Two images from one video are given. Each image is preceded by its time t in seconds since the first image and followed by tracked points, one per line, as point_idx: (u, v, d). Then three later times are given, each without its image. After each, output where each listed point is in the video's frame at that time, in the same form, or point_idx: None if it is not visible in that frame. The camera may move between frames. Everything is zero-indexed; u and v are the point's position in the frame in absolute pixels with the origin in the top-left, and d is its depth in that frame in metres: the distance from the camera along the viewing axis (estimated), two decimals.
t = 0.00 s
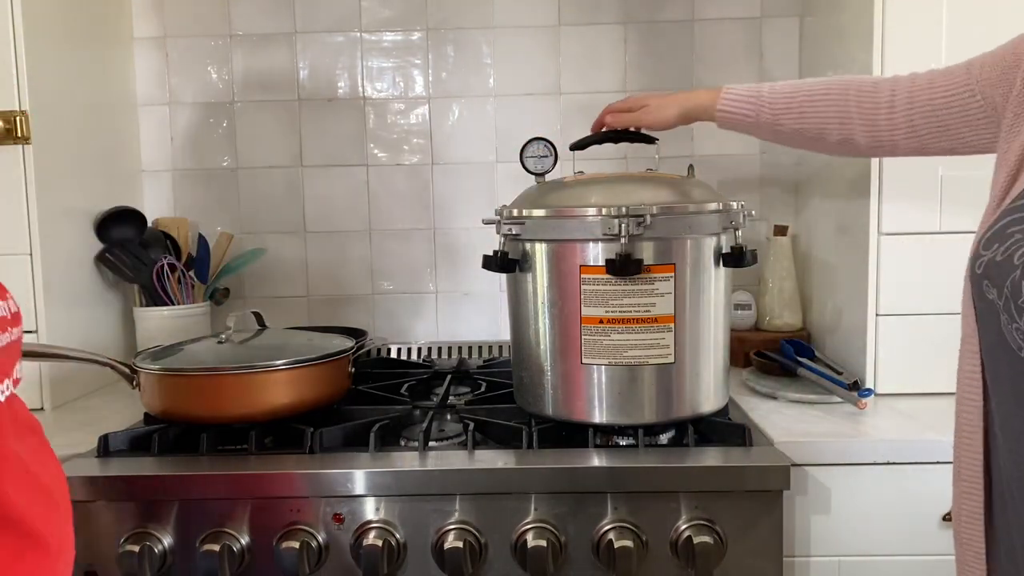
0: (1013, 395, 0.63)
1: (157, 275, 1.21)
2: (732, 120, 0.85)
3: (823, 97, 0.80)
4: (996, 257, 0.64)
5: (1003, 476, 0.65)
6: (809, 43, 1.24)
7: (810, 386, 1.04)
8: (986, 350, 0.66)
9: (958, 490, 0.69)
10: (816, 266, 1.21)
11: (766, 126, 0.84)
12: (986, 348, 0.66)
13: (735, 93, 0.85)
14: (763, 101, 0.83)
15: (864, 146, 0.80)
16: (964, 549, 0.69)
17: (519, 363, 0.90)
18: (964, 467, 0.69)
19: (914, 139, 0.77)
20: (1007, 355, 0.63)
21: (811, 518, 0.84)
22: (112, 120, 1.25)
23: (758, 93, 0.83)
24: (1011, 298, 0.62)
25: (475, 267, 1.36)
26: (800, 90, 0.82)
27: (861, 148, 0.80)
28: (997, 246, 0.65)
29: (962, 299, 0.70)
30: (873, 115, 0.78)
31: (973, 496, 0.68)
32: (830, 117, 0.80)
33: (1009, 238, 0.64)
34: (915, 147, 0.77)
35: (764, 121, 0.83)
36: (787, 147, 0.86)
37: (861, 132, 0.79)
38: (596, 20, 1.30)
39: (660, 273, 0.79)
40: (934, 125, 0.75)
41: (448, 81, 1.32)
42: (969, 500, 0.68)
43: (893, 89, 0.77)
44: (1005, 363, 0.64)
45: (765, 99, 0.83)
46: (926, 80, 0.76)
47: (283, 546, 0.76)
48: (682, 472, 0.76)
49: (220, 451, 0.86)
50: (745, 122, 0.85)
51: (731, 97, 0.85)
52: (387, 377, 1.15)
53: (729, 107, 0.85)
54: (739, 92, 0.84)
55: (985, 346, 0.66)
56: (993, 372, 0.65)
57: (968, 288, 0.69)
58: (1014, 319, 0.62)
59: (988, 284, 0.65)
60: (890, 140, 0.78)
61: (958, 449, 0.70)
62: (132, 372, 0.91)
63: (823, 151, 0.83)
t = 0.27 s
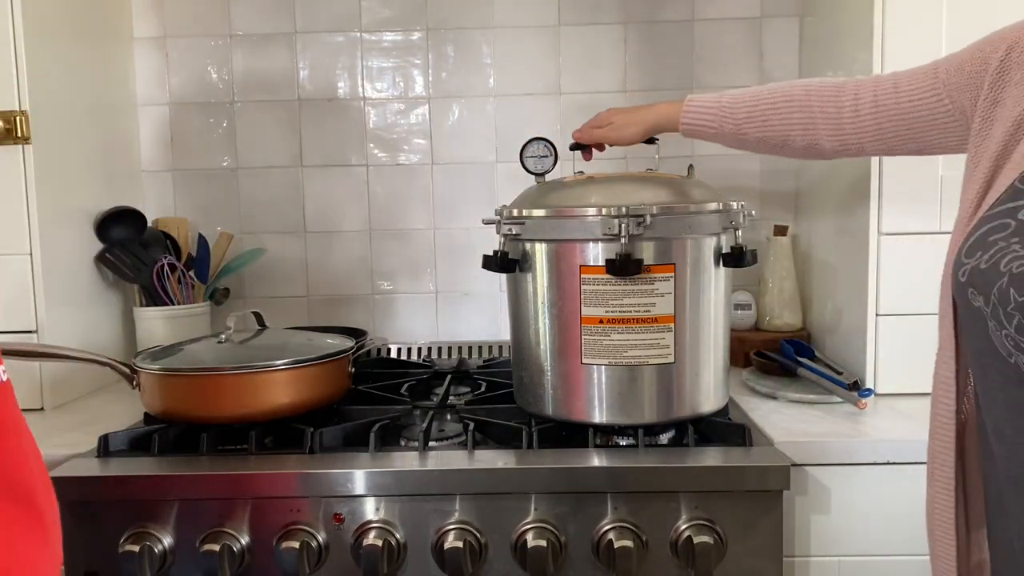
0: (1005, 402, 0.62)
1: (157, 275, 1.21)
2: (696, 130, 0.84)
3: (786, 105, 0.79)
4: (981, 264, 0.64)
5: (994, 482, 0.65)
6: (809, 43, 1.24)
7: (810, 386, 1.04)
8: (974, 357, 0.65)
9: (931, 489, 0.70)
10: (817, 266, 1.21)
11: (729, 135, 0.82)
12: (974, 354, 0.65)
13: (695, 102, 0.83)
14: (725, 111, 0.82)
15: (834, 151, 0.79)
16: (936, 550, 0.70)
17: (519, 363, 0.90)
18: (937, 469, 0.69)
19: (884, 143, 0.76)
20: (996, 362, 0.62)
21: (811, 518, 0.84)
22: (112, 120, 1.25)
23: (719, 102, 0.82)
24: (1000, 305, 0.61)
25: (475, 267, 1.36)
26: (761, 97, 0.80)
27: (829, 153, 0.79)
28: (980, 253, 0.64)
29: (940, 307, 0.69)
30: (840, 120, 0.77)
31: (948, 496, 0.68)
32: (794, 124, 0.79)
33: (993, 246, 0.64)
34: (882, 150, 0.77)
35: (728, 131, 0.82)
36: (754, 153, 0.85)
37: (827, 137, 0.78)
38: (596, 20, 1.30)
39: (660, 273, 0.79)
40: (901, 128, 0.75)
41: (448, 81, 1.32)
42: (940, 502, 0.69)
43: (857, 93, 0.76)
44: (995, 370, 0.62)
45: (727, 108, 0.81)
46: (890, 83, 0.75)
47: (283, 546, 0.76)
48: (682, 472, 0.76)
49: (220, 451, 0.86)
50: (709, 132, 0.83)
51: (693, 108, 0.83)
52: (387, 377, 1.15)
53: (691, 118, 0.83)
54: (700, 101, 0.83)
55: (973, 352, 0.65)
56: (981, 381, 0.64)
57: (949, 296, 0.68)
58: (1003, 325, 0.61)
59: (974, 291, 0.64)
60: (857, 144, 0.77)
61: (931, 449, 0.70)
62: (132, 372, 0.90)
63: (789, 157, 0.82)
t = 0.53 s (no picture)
0: (999, 401, 0.62)
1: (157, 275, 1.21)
2: (696, 135, 0.84)
3: (783, 108, 0.79)
4: (972, 263, 0.63)
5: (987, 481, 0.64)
6: (809, 43, 1.24)
7: (810, 386, 1.04)
8: (966, 356, 0.65)
9: (917, 487, 0.70)
10: (816, 266, 1.21)
11: (729, 139, 0.83)
12: (966, 354, 0.65)
13: (695, 107, 0.84)
14: (722, 115, 0.82)
15: (831, 154, 0.79)
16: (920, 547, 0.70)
17: (519, 363, 0.90)
18: (923, 467, 0.69)
19: (879, 146, 0.76)
20: (989, 361, 0.63)
21: (811, 518, 0.84)
22: (112, 120, 1.25)
23: (716, 107, 0.82)
24: (993, 303, 0.61)
25: (475, 267, 1.36)
26: (758, 102, 0.80)
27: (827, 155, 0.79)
28: (972, 253, 0.64)
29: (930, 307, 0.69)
30: (834, 124, 0.77)
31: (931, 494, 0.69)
32: (790, 128, 0.79)
33: (984, 245, 0.64)
34: (878, 153, 0.77)
35: (726, 135, 0.83)
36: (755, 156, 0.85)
37: (823, 141, 0.78)
38: (595, 20, 1.30)
39: (660, 273, 0.79)
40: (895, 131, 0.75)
41: (447, 81, 1.32)
42: (924, 499, 0.69)
43: (851, 97, 0.76)
44: (988, 369, 0.63)
45: (724, 113, 0.82)
46: (884, 85, 0.75)
47: (282, 546, 0.76)
48: (682, 472, 0.76)
49: (220, 451, 0.86)
50: (708, 137, 0.84)
51: (692, 113, 0.84)
52: (387, 377, 1.15)
53: (691, 123, 0.84)
54: (698, 107, 0.83)
55: (965, 352, 0.65)
56: (974, 380, 0.64)
57: (938, 296, 0.68)
58: (996, 324, 0.61)
59: (966, 290, 0.64)
60: (853, 147, 0.77)
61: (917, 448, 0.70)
62: (132, 372, 0.90)
63: (788, 159, 0.83)
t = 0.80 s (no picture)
0: (998, 401, 0.62)
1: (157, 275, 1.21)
2: (698, 137, 0.84)
3: (784, 110, 0.79)
4: (971, 263, 0.63)
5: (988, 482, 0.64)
6: (809, 43, 1.24)
7: (810, 386, 1.04)
8: (967, 357, 0.65)
9: (932, 492, 0.70)
10: (816, 266, 1.21)
11: (731, 141, 0.83)
12: (967, 355, 0.65)
13: (696, 109, 0.84)
14: (724, 117, 0.82)
15: (833, 155, 0.79)
16: (937, 548, 0.70)
17: (519, 363, 0.90)
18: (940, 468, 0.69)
19: (880, 147, 0.76)
20: (988, 361, 0.63)
21: (811, 518, 0.84)
22: (112, 120, 1.25)
23: (718, 108, 0.82)
24: (992, 303, 0.61)
25: (475, 267, 1.36)
26: (760, 103, 0.80)
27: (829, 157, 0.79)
28: (971, 252, 0.64)
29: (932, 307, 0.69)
30: (835, 125, 0.77)
31: (949, 496, 0.68)
32: (793, 130, 0.79)
33: (982, 245, 0.64)
34: (878, 154, 0.77)
35: (728, 137, 0.82)
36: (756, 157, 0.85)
37: (825, 142, 0.78)
38: (595, 20, 1.30)
39: (660, 273, 0.79)
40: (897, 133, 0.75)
41: (448, 81, 1.32)
42: (942, 500, 0.69)
43: (852, 98, 0.76)
44: (988, 369, 0.63)
45: (726, 115, 0.82)
46: (885, 86, 0.75)
47: (282, 546, 0.76)
48: (683, 472, 0.76)
49: (220, 451, 0.86)
50: (710, 139, 0.84)
51: (694, 114, 0.84)
52: (387, 377, 1.15)
53: (693, 124, 0.84)
54: (701, 108, 0.83)
55: (966, 352, 0.65)
56: (974, 380, 0.64)
57: (940, 297, 0.68)
58: (995, 323, 0.61)
59: (965, 290, 0.64)
60: (854, 149, 0.77)
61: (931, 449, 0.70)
62: (132, 372, 0.90)
63: (789, 160, 0.83)
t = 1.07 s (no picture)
0: (999, 401, 0.62)
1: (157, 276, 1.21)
2: (699, 136, 0.84)
3: (785, 109, 0.79)
4: (973, 264, 0.63)
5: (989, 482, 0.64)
6: (809, 43, 1.24)
7: (810, 386, 1.04)
8: (967, 358, 0.65)
9: (925, 491, 0.70)
10: (816, 266, 1.21)
11: (732, 141, 0.83)
12: (967, 356, 0.65)
13: (697, 109, 0.84)
14: (726, 117, 0.82)
15: (834, 153, 0.79)
16: (930, 548, 0.70)
17: (519, 363, 0.90)
18: (933, 468, 0.69)
19: (881, 146, 0.76)
20: (989, 362, 0.63)
21: (811, 518, 0.84)
22: (112, 120, 1.25)
23: (719, 108, 0.82)
24: (994, 304, 0.61)
25: (475, 267, 1.36)
26: (760, 103, 0.80)
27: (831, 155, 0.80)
28: (972, 253, 0.64)
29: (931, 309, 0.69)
30: (837, 125, 0.77)
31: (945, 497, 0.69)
32: (794, 129, 0.79)
33: (984, 245, 0.64)
34: (879, 152, 0.77)
35: (730, 137, 0.83)
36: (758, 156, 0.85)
37: (826, 141, 0.78)
38: (596, 20, 1.30)
39: (660, 273, 0.79)
40: (898, 131, 0.75)
41: (448, 81, 1.32)
42: (935, 500, 0.69)
43: (852, 97, 0.76)
44: (989, 370, 0.63)
45: (727, 115, 0.82)
46: (885, 85, 0.75)
47: (282, 546, 0.76)
48: (683, 473, 0.76)
49: (220, 451, 0.86)
50: (711, 138, 0.84)
51: (696, 114, 0.84)
52: (387, 377, 1.15)
53: (695, 124, 0.84)
54: (702, 108, 0.83)
55: (966, 353, 0.65)
56: (974, 382, 0.64)
57: (940, 298, 0.67)
58: (996, 324, 0.61)
59: (966, 291, 0.64)
60: (856, 147, 0.77)
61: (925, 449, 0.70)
62: (132, 372, 0.90)
63: (791, 158, 0.83)
